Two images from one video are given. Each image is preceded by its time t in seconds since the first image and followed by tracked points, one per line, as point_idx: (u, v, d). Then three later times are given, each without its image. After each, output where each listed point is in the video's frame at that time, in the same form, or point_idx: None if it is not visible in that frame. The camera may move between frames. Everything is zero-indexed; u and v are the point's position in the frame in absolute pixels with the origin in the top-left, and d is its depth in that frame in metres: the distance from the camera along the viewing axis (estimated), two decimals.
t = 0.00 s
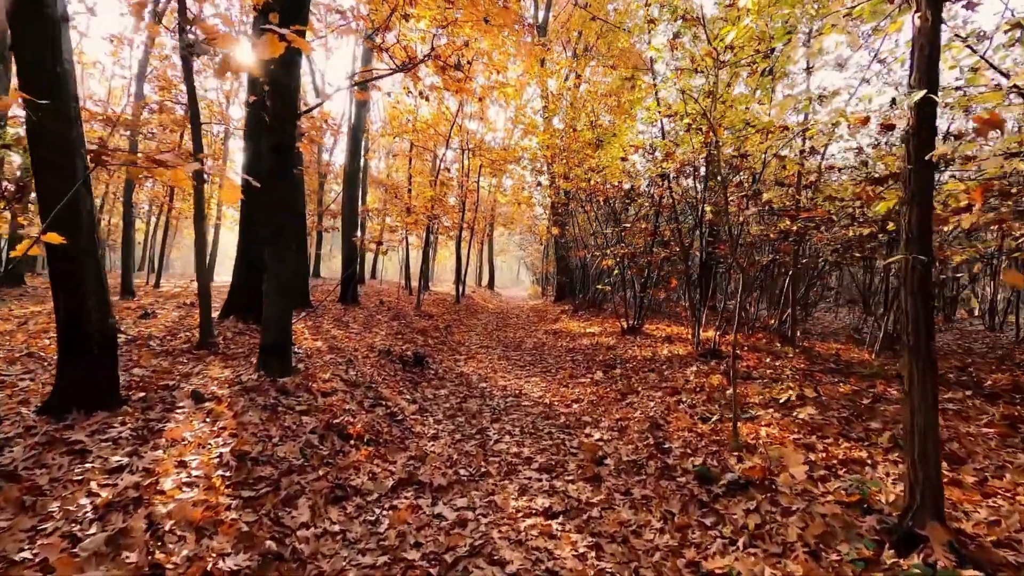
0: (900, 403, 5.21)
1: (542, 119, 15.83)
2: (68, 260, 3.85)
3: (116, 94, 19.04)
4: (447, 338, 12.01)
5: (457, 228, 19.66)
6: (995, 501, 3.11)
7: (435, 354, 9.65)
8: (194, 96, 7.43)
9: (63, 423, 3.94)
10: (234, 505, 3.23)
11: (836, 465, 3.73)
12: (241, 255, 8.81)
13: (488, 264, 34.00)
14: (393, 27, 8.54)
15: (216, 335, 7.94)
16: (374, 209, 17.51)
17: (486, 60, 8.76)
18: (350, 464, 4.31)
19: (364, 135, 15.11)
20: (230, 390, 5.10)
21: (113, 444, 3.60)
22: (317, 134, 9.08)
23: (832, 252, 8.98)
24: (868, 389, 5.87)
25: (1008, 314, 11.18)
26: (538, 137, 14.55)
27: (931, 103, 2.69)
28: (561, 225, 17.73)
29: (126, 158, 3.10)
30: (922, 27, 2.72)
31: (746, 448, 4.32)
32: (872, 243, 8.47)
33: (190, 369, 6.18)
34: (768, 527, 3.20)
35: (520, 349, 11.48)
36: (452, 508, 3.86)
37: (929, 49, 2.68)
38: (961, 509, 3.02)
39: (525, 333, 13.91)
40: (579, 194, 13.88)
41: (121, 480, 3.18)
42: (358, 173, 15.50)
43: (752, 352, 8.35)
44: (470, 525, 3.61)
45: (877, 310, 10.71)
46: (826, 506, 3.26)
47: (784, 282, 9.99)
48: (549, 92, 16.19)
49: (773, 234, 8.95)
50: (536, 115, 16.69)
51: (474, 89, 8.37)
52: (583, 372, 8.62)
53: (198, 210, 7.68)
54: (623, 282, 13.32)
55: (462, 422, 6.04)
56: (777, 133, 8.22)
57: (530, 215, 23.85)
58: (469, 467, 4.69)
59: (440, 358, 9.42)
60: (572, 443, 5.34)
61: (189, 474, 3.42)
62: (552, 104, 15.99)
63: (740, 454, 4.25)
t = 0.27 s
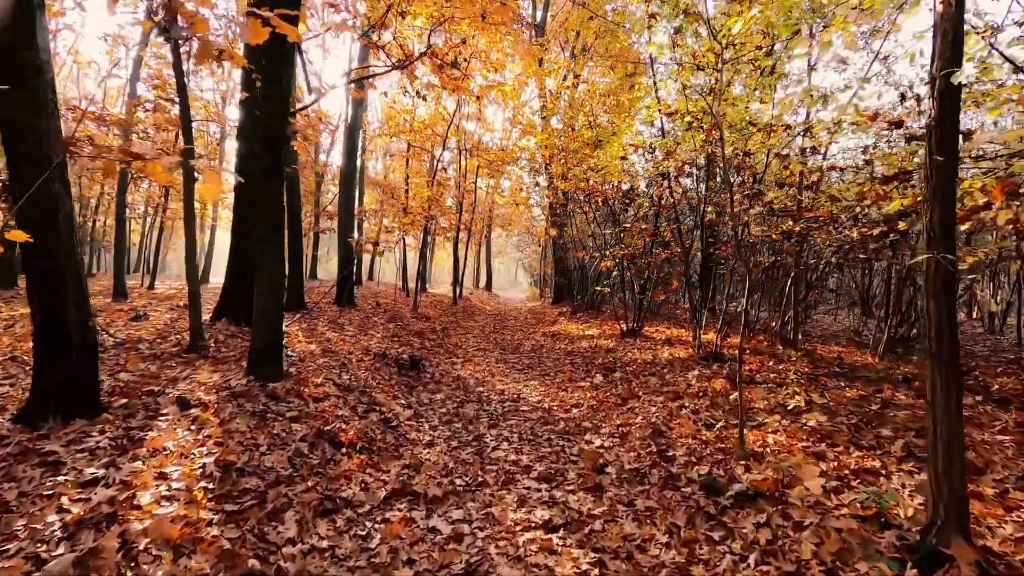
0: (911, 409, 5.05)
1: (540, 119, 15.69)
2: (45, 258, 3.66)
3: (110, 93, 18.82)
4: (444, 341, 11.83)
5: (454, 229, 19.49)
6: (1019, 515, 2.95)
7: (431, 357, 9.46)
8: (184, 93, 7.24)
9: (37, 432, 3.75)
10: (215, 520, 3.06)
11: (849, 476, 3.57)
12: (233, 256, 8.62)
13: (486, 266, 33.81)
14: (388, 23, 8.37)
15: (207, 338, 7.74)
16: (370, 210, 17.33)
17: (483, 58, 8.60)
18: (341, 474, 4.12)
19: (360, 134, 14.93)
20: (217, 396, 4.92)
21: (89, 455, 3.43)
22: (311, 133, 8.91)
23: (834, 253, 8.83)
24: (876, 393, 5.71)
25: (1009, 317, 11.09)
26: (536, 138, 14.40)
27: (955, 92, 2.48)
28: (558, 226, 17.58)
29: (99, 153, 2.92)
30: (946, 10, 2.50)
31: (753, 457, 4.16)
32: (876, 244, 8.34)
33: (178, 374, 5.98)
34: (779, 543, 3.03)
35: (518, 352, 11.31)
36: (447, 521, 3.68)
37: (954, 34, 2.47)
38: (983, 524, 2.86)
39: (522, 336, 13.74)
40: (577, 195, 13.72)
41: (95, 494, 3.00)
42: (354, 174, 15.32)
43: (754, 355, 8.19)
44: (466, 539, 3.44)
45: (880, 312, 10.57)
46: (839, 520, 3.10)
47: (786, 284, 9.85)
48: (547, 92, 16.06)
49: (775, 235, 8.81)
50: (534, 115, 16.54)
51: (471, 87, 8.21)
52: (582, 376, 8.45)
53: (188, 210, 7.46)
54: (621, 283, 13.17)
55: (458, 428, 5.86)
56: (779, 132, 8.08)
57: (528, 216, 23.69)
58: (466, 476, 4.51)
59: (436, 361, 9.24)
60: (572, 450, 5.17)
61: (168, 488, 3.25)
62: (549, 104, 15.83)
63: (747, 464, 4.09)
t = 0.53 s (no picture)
0: (923, 415, 4.88)
1: (537, 120, 15.55)
2: (21, 256, 3.50)
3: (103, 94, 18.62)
4: (440, 343, 11.65)
5: (451, 230, 19.31)
6: None
7: (427, 360, 9.28)
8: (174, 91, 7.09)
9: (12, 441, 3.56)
10: (195, 539, 2.87)
11: (864, 487, 3.40)
12: (224, 257, 8.43)
13: (483, 267, 33.62)
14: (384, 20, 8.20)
15: (197, 342, 7.56)
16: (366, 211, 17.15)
17: (481, 55, 8.45)
18: (332, 485, 3.94)
19: (355, 134, 14.72)
20: (204, 402, 4.73)
21: (63, 468, 3.26)
22: (305, 132, 8.73)
23: (837, 254, 8.70)
24: (884, 398, 5.56)
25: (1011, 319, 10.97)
26: (533, 138, 14.24)
27: (985, 79, 2.34)
28: (556, 227, 17.43)
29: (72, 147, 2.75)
30: None
31: (761, 466, 4.00)
32: (880, 245, 8.19)
33: (165, 379, 5.79)
34: (794, 560, 2.86)
35: (516, 355, 11.14)
36: (444, 536, 3.50)
37: (985, 17, 2.31)
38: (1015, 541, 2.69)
39: (520, 338, 13.57)
40: (575, 196, 13.60)
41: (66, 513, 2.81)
42: (350, 174, 15.14)
43: (756, 357, 8.05)
44: (462, 555, 3.26)
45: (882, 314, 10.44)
46: (858, 536, 2.92)
47: (788, 285, 9.71)
48: (545, 93, 15.92)
49: (777, 235, 8.68)
50: (532, 115, 16.38)
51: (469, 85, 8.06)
52: (581, 379, 8.28)
53: (178, 210, 7.28)
54: (620, 284, 13.02)
55: (454, 434, 5.67)
56: (780, 132, 7.94)
57: (525, 217, 23.54)
58: (462, 486, 4.33)
59: (433, 364, 9.06)
60: (573, 458, 4.99)
61: (147, 502, 3.07)
62: (547, 104, 15.69)
63: (755, 473, 3.92)
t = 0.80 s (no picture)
0: (936, 420, 4.72)
1: (536, 120, 15.37)
2: None
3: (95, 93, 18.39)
4: (437, 345, 11.45)
5: (448, 231, 19.13)
6: None
7: (423, 363, 9.08)
8: (162, 89, 6.90)
9: None
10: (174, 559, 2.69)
11: (881, 499, 3.24)
12: (215, 258, 8.22)
13: (480, 268, 33.39)
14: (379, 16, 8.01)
15: (187, 345, 7.36)
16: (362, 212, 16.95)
17: (478, 52, 8.26)
18: (323, 497, 3.76)
19: (351, 133, 14.53)
20: (190, 409, 4.55)
21: (35, 481, 3.08)
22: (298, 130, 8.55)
23: (841, 255, 8.55)
24: (894, 402, 5.39)
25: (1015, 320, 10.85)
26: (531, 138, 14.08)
27: (1021, 66, 2.19)
28: (554, 228, 17.25)
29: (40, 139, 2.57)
30: None
31: (771, 476, 3.83)
32: (884, 246, 8.05)
33: (151, 384, 5.59)
34: None
35: (514, 357, 10.97)
36: (440, 551, 3.31)
37: None
38: None
39: (518, 340, 13.40)
40: (573, 196, 13.44)
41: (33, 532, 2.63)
42: (346, 174, 14.94)
43: (759, 360, 7.90)
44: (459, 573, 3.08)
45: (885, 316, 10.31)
46: (879, 552, 2.76)
47: (791, 285, 9.55)
48: (543, 92, 15.73)
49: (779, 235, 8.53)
50: (529, 115, 16.22)
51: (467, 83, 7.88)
52: (581, 382, 8.10)
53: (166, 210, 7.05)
54: (619, 285, 12.86)
55: (451, 441, 5.49)
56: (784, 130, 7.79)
57: (523, 218, 23.35)
58: (459, 496, 4.16)
59: (429, 367, 8.88)
60: (574, 465, 4.81)
61: (123, 518, 2.89)
62: (544, 104, 15.54)
63: (766, 483, 3.76)
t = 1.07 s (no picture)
0: (951, 426, 4.55)
1: (534, 119, 15.20)
2: None
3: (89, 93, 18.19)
4: (434, 347, 11.26)
5: (446, 232, 18.95)
6: None
7: (419, 366, 8.88)
8: (151, 85, 6.70)
9: None
10: None
11: (900, 512, 3.07)
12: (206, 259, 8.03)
13: (478, 269, 33.15)
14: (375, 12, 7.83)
15: (176, 348, 7.17)
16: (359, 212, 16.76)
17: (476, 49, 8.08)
18: (312, 509, 3.57)
19: (347, 132, 14.33)
20: (175, 416, 4.36)
21: (3, 496, 2.92)
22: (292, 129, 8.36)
23: (845, 255, 8.40)
24: (906, 407, 5.22)
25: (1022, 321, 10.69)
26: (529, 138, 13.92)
27: None
28: (553, 229, 17.08)
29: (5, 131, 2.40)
30: None
31: (783, 486, 3.67)
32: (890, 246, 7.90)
33: (137, 390, 5.40)
34: None
35: (512, 359, 10.79)
36: (435, 568, 3.13)
37: None
38: None
39: (517, 342, 13.23)
40: (572, 197, 13.28)
41: None
42: (342, 175, 14.75)
43: (763, 362, 7.74)
44: None
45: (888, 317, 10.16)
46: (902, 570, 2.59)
47: (793, 286, 9.39)
48: (542, 92, 15.57)
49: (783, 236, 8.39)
50: (528, 115, 16.05)
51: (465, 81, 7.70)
52: (581, 386, 7.92)
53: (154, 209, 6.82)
54: (618, 287, 12.70)
55: (448, 448, 5.30)
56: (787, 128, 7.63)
57: (521, 218, 23.18)
58: (456, 507, 3.98)
59: (426, 370, 8.69)
60: (575, 474, 4.63)
61: (95, 536, 2.71)
62: (543, 104, 15.38)
63: (777, 494, 3.60)
